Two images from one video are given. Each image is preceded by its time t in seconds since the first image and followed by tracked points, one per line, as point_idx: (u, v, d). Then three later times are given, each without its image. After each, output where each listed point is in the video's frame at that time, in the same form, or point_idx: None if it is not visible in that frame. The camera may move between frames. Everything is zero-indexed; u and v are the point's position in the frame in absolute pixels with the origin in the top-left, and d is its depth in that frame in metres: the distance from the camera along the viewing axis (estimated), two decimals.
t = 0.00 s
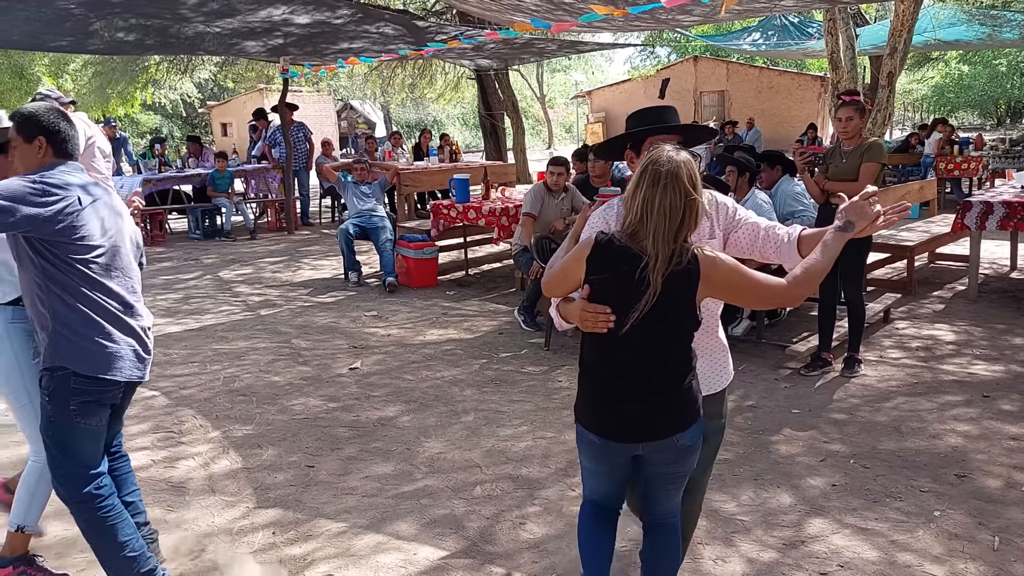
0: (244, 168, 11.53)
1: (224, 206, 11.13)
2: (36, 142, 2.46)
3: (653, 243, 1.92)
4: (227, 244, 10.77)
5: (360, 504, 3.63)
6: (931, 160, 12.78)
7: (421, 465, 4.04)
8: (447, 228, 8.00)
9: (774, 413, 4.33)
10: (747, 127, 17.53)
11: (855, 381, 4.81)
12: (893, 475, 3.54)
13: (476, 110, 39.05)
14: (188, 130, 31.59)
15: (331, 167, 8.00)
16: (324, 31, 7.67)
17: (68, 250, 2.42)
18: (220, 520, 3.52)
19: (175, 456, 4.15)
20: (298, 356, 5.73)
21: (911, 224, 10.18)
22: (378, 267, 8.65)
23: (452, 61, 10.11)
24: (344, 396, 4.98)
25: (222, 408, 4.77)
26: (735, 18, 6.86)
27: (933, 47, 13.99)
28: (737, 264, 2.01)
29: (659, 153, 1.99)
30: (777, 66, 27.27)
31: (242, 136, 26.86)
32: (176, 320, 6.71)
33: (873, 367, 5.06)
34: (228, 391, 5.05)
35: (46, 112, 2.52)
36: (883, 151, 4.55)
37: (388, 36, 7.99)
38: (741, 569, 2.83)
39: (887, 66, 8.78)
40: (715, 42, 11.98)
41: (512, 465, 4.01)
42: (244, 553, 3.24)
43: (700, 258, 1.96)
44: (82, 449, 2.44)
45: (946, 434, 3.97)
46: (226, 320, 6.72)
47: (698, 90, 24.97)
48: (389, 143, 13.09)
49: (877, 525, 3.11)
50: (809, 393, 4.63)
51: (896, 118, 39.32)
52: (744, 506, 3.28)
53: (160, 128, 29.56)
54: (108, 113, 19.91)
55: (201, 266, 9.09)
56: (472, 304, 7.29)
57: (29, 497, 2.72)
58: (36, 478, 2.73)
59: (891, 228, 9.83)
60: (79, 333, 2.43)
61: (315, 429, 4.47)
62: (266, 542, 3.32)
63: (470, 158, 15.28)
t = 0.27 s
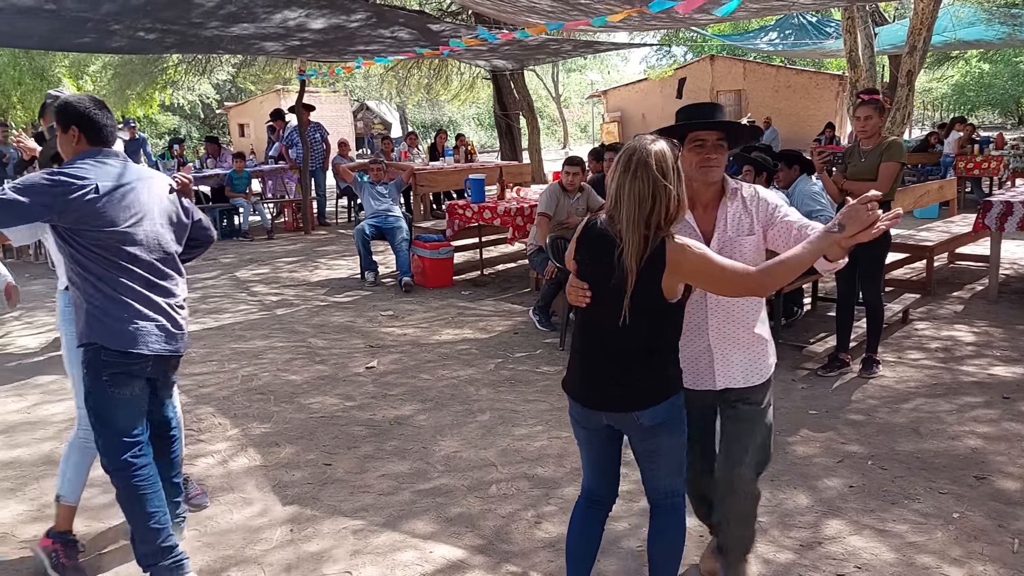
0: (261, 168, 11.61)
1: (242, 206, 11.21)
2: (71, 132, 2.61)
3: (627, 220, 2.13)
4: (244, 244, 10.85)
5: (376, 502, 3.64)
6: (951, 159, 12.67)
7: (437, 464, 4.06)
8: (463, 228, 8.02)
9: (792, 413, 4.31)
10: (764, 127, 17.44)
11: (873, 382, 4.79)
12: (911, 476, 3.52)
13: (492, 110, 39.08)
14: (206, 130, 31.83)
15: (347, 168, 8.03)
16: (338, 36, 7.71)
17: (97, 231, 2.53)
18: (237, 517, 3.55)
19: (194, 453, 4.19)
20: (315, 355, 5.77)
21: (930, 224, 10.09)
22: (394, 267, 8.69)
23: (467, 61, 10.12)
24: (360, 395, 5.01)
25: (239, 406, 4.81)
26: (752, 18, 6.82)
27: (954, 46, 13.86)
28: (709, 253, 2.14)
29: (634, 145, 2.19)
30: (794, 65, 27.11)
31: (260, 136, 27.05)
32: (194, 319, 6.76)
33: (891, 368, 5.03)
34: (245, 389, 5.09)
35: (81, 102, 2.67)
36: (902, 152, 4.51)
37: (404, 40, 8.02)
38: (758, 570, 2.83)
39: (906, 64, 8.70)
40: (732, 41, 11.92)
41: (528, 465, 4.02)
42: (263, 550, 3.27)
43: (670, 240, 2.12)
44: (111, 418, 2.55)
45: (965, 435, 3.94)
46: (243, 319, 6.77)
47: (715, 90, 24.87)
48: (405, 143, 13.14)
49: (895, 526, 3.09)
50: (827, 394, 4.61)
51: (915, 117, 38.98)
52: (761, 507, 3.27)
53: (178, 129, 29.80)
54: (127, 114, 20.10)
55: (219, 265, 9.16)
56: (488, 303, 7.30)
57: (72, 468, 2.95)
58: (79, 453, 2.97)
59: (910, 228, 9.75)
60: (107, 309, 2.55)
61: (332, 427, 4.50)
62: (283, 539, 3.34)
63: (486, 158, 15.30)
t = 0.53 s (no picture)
0: (300, 170, 11.77)
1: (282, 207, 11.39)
2: (123, 146, 3.03)
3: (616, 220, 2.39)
4: (284, 245, 11.02)
5: (416, 500, 3.68)
6: (998, 156, 12.39)
7: (475, 462, 4.09)
8: (500, 228, 8.05)
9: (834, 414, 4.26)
10: (803, 125, 17.23)
11: (918, 383, 4.71)
12: (957, 478, 3.46)
13: (527, 110, 39.11)
14: (246, 133, 32.37)
15: (385, 169, 8.12)
16: (374, 41, 7.79)
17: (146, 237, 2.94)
18: (281, 513, 3.61)
19: (238, 450, 4.27)
20: (355, 354, 5.84)
21: (976, 222, 9.89)
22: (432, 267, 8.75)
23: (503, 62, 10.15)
24: (400, 393, 5.06)
25: (281, 404, 4.89)
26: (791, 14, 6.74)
27: (1000, 40, 13.55)
28: (694, 256, 2.23)
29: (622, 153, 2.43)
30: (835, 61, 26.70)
31: (298, 138, 27.41)
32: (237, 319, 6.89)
33: (936, 369, 4.94)
34: (287, 387, 5.17)
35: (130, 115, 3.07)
36: (948, 147, 4.45)
37: (439, 43, 8.08)
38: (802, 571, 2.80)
39: (951, 59, 8.53)
40: (771, 39, 11.80)
41: (566, 464, 4.03)
42: (306, 546, 3.32)
43: (654, 240, 2.30)
44: (148, 392, 3.11)
45: (1013, 437, 3.87)
46: (284, 318, 6.88)
47: (753, 87, 24.61)
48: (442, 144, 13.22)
49: (941, 528, 3.04)
50: (870, 394, 4.55)
51: (961, 113, 38.13)
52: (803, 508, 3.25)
53: (219, 131, 30.34)
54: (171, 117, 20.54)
55: (260, 266, 9.31)
56: (525, 303, 7.32)
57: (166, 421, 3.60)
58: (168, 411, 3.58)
59: (955, 226, 9.56)
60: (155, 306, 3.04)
61: (372, 425, 4.55)
62: (326, 535, 3.40)
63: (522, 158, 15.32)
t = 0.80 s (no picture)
0: (341, 171, 11.93)
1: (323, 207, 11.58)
2: (178, 140, 3.25)
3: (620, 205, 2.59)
4: (326, 245, 11.18)
5: (461, 496, 3.73)
6: None
7: (519, 459, 4.13)
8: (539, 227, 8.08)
9: (881, 413, 4.21)
10: (846, 120, 16.98)
11: (966, 381, 4.63)
12: (1009, 477, 3.41)
13: (564, 109, 39.08)
14: (286, 135, 32.85)
15: (425, 169, 8.20)
16: (413, 41, 7.86)
17: (197, 222, 3.10)
18: (328, 507, 3.67)
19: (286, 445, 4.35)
20: (398, 352, 5.92)
21: None
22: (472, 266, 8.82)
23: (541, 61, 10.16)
24: (443, 391, 5.12)
25: (327, 401, 4.98)
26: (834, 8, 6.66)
27: None
28: (655, 240, 2.37)
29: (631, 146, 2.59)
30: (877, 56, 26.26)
31: (338, 139, 27.74)
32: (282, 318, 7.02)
33: (986, 367, 4.86)
34: (333, 384, 5.26)
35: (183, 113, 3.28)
36: (998, 141, 4.37)
37: (478, 42, 8.12)
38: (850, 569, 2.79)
39: (999, 52, 8.36)
40: (813, 33, 11.65)
41: (609, 462, 4.04)
42: (354, 540, 3.38)
43: (639, 226, 2.46)
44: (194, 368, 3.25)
45: None
46: (328, 317, 6.99)
47: (794, 83, 24.31)
48: (480, 143, 13.29)
49: (992, 528, 3.00)
50: (918, 393, 4.49)
51: (1009, 107, 37.22)
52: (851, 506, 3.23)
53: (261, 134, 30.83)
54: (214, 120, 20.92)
55: (302, 266, 9.47)
56: (565, 302, 7.35)
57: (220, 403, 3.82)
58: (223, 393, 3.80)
59: (1004, 222, 9.36)
60: (200, 284, 3.19)
61: (416, 422, 4.61)
62: (374, 530, 3.45)
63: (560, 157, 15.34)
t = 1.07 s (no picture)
0: (389, 168, 12.09)
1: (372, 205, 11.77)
2: (241, 155, 3.42)
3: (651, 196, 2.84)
4: (374, 242, 11.35)
5: (516, 488, 3.80)
6: None
7: (570, 452, 4.18)
8: (586, 224, 8.12)
9: (937, 408, 4.17)
10: (898, 113, 16.66)
11: None
12: None
13: (607, 105, 38.92)
14: (333, 134, 33.31)
15: (473, 167, 8.29)
16: (461, 39, 7.94)
17: (279, 229, 3.31)
18: (386, 498, 3.76)
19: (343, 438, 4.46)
20: (449, 347, 6.02)
21: None
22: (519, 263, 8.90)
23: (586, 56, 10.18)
24: (494, 385, 5.20)
25: (382, 395, 5.10)
26: None
27: None
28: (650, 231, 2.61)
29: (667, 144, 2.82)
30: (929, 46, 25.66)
31: (383, 137, 28.05)
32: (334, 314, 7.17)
33: None
34: (386, 379, 5.38)
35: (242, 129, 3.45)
36: None
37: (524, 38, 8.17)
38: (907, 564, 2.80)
39: None
40: (864, 25, 11.47)
41: (660, 456, 4.08)
42: (412, 530, 3.46)
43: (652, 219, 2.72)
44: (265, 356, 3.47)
45: None
46: (379, 313, 7.13)
47: (843, 75, 23.89)
48: (525, 141, 13.36)
49: None
50: (975, 389, 4.44)
51: None
52: (907, 502, 3.22)
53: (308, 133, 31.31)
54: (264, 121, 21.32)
55: (352, 263, 9.63)
56: (612, 298, 7.37)
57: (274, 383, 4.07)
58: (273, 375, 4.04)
59: None
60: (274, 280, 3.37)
61: (469, 416, 4.70)
62: (431, 520, 3.53)
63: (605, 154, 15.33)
